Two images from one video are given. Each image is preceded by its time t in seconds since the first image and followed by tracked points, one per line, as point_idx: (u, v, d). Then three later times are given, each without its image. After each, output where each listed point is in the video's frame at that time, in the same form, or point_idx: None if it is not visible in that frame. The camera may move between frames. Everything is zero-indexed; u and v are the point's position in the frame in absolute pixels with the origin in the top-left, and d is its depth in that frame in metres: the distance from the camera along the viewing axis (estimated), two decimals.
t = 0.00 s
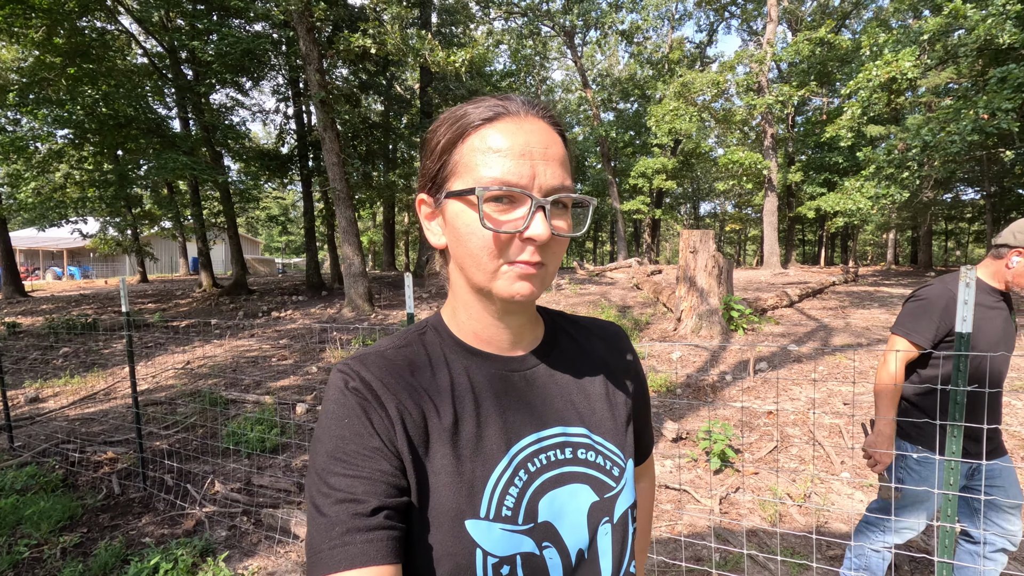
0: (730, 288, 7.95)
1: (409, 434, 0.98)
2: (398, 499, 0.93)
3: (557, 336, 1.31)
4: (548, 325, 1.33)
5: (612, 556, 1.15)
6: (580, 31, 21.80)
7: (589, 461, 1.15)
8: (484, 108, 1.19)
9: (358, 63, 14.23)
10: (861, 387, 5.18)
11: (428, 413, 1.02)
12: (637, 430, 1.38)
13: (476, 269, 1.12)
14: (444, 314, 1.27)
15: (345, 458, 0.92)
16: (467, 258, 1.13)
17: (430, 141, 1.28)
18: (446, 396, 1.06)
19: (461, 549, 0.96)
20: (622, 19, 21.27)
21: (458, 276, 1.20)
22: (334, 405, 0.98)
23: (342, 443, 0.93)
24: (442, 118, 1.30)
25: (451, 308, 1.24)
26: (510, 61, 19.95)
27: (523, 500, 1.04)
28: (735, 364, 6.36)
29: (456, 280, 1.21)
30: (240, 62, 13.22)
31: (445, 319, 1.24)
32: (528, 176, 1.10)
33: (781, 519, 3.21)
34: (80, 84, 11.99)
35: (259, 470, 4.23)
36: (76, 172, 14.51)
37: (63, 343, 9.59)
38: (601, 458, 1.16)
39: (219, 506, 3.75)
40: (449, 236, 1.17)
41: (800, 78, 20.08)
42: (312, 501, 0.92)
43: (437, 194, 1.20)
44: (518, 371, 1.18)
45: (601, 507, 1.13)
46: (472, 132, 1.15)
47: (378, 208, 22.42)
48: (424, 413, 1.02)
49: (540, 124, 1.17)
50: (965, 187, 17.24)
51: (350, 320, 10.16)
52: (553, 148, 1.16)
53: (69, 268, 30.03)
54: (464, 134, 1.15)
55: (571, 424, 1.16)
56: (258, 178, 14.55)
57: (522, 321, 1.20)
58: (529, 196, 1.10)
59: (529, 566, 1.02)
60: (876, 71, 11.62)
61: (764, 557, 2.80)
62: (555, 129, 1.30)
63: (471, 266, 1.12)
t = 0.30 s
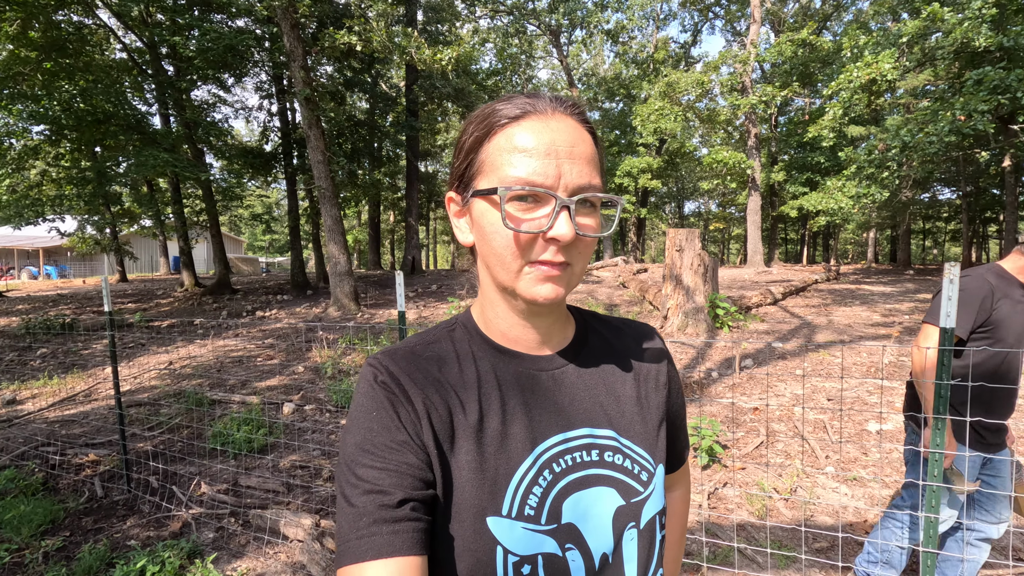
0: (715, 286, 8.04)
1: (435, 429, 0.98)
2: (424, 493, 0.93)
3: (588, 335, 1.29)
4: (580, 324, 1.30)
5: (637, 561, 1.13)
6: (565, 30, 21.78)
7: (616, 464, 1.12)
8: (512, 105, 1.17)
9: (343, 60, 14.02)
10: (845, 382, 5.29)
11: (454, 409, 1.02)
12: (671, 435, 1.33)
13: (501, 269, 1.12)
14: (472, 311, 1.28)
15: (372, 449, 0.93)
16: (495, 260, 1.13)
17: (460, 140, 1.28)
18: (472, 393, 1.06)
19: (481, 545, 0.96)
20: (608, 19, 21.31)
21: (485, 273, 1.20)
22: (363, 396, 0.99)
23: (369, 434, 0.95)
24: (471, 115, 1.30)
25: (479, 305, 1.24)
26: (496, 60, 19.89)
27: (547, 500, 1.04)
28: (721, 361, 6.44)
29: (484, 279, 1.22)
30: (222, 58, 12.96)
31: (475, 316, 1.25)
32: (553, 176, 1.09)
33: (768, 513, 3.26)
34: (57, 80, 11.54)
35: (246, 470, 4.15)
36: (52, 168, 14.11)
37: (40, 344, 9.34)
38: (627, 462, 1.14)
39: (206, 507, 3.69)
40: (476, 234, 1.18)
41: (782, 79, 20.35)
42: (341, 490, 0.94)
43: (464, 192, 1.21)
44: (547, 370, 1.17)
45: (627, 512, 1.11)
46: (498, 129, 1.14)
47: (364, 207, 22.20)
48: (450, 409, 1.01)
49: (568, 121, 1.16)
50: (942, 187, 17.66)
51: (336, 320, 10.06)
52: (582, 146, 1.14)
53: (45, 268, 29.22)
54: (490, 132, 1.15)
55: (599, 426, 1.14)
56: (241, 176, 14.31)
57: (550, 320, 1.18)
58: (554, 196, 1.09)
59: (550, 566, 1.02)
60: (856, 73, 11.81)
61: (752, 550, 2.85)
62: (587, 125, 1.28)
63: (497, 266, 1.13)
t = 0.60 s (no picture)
0: (703, 283, 8.11)
1: (443, 428, 0.98)
2: (430, 492, 0.94)
3: (599, 334, 1.29)
4: (589, 322, 1.30)
5: (647, 562, 1.14)
6: (555, 28, 21.72)
7: (625, 464, 1.13)
8: (525, 102, 1.17)
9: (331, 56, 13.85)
10: (831, 377, 5.38)
11: (462, 408, 1.02)
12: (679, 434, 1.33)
13: (512, 267, 1.12)
14: (482, 309, 1.28)
15: (380, 446, 0.93)
16: (507, 257, 1.13)
17: (473, 137, 1.27)
18: (481, 391, 1.06)
19: (491, 545, 0.97)
20: (597, 17, 21.29)
21: (495, 270, 1.20)
22: (372, 393, 0.99)
23: (377, 431, 0.95)
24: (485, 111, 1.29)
25: (489, 304, 1.24)
26: (486, 57, 19.81)
27: (555, 500, 1.05)
28: (710, 357, 6.51)
29: (495, 276, 1.21)
30: (207, 54, 12.76)
31: (484, 314, 1.25)
32: (568, 174, 1.09)
33: (757, 506, 3.31)
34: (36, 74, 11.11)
35: (237, 469, 4.11)
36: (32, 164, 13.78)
37: (22, 343, 9.14)
38: (636, 461, 1.15)
39: (196, 507, 3.65)
40: (489, 231, 1.18)
41: (770, 77, 20.51)
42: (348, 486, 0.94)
43: (477, 189, 1.20)
44: (557, 368, 1.17)
45: (636, 511, 1.12)
46: (514, 127, 1.14)
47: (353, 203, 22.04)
48: (458, 407, 1.02)
49: (584, 119, 1.15)
50: (925, 185, 17.96)
51: (326, 318, 9.99)
52: (598, 145, 1.14)
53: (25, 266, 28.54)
54: (504, 129, 1.15)
55: (609, 425, 1.14)
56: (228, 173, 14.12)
57: (560, 320, 1.19)
58: (569, 196, 1.09)
59: (560, 567, 1.02)
60: (842, 72, 11.93)
61: (742, 543, 2.90)
62: (602, 123, 1.27)
63: (509, 264, 1.13)
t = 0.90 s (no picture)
0: (690, 280, 8.18)
1: (437, 426, 0.99)
2: (423, 490, 0.94)
3: (590, 333, 1.31)
4: (580, 321, 1.32)
5: (640, 554, 1.16)
6: (544, 25, 21.67)
7: (617, 458, 1.15)
8: (528, 101, 1.16)
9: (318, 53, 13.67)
10: (815, 373, 5.48)
11: (457, 406, 1.03)
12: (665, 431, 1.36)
13: (513, 264, 1.12)
14: (474, 307, 1.28)
15: (373, 443, 0.93)
16: (508, 256, 1.13)
17: (471, 134, 1.26)
18: (476, 388, 1.07)
19: (488, 540, 0.99)
20: (585, 15, 21.30)
21: (493, 268, 1.19)
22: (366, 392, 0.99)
23: (371, 429, 0.94)
24: (482, 108, 1.28)
25: (484, 303, 1.23)
26: (474, 54, 19.72)
27: (548, 495, 1.07)
28: (697, 353, 6.59)
29: (492, 275, 1.20)
30: (192, 49, 12.55)
31: (478, 313, 1.25)
32: (573, 177, 1.10)
33: (742, 500, 3.37)
34: (17, 68, 10.98)
35: (225, 468, 4.07)
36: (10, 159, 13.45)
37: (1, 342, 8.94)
38: (628, 454, 1.17)
39: (183, 506, 3.62)
40: (490, 228, 1.17)
41: (756, 76, 20.68)
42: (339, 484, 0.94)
43: (477, 186, 1.19)
44: (550, 365, 1.19)
45: (629, 503, 1.14)
46: (518, 127, 1.13)
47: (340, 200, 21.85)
48: (453, 405, 1.02)
49: (588, 123, 1.16)
50: (908, 183, 18.26)
51: (313, 316, 9.92)
52: (601, 148, 1.15)
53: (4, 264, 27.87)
54: (507, 128, 1.14)
55: (601, 420, 1.16)
56: (213, 169, 13.93)
57: (556, 318, 1.20)
58: (573, 198, 1.10)
59: (556, 561, 1.05)
60: (827, 72, 12.07)
61: (727, 536, 2.96)
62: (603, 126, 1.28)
63: (511, 262, 1.12)
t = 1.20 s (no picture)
0: (677, 280, 8.27)
1: (412, 437, 0.98)
2: (396, 502, 0.93)
3: (560, 339, 1.33)
4: (551, 326, 1.34)
5: (616, 552, 1.19)
6: (533, 25, 21.66)
7: (590, 458, 1.18)
8: (508, 108, 1.18)
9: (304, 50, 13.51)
10: (799, 371, 5.58)
11: (433, 416, 1.02)
12: (631, 432, 1.41)
13: (493, 271, 1.12)
14: (447, 313, 1.26)
15: (346, 456, 0.91)
16: (487, 263, 1.12)
17: (449, 137, 1.26)
18: (451, 397, 1.07)
19: (468, 547, 1.00)
20: (574, 15, 21.32)
21: (470, 274, 1.19)
22: (338, 403, 0.96)
23: (343, 442, 0.92)
24: (459, 112, 1.29)
25: (459, 309, 1.23)
26: (463, 53, 19.66)
27: (525, 499, 1.08)
28: (683, 352, 6.67)
29: (470, 280, 1.19)
30: (176, 46, 12.36)
31: (452, 318, 1.24)
32: (555, 184, 1.11)
33: (725, 497, 3.43)
34: None
35: (209, 470, 4.05)
36: None
37: None
38: (600, 454, 1.20)
39: (166, 509, 3.58)
40: (468, 234, 1.16)
41: (743, 77, 20.87)
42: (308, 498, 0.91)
43: (456, 189, 1.18)
44: (524, 371, 1.20)
45: (603, 503, 1.17)
46: (500, 134, 1.13)
47: (329, 199, 21.68)
48: (428, 415, 1.02)
49: (569, 131, 1.17)
50: (891, 184, 18.57)
51: (301, 316, 9.85)
52: (580, 158, 1.18)
53: None
54: (489, 134, 1.14)
55: (574, 423, 1.19)
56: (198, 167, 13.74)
57: (530, 324, 1.21)
58: (555, 204, 1.11)
59: (538, 564, 1.07)
60: (812, 74, 12.23)
61: (709, 533, 3.01)
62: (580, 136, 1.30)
63: (490, 268, 1.12)
